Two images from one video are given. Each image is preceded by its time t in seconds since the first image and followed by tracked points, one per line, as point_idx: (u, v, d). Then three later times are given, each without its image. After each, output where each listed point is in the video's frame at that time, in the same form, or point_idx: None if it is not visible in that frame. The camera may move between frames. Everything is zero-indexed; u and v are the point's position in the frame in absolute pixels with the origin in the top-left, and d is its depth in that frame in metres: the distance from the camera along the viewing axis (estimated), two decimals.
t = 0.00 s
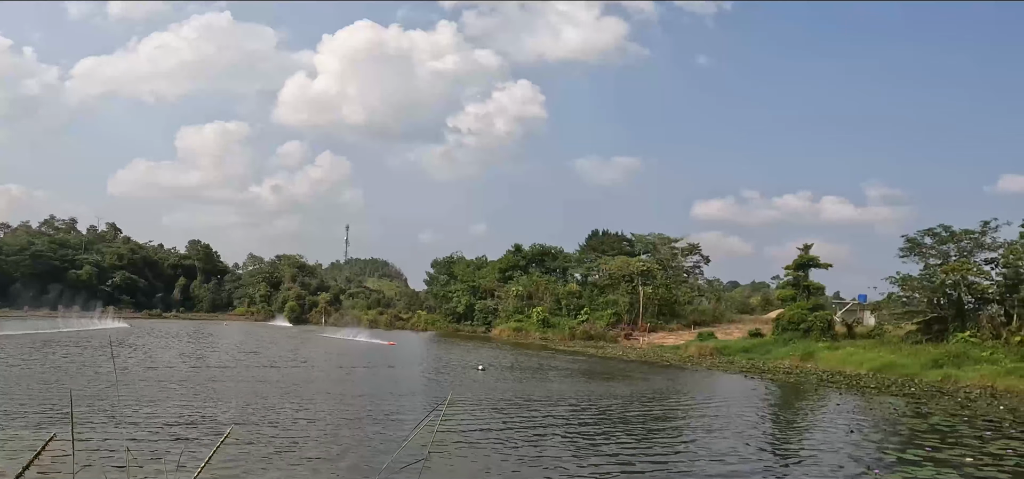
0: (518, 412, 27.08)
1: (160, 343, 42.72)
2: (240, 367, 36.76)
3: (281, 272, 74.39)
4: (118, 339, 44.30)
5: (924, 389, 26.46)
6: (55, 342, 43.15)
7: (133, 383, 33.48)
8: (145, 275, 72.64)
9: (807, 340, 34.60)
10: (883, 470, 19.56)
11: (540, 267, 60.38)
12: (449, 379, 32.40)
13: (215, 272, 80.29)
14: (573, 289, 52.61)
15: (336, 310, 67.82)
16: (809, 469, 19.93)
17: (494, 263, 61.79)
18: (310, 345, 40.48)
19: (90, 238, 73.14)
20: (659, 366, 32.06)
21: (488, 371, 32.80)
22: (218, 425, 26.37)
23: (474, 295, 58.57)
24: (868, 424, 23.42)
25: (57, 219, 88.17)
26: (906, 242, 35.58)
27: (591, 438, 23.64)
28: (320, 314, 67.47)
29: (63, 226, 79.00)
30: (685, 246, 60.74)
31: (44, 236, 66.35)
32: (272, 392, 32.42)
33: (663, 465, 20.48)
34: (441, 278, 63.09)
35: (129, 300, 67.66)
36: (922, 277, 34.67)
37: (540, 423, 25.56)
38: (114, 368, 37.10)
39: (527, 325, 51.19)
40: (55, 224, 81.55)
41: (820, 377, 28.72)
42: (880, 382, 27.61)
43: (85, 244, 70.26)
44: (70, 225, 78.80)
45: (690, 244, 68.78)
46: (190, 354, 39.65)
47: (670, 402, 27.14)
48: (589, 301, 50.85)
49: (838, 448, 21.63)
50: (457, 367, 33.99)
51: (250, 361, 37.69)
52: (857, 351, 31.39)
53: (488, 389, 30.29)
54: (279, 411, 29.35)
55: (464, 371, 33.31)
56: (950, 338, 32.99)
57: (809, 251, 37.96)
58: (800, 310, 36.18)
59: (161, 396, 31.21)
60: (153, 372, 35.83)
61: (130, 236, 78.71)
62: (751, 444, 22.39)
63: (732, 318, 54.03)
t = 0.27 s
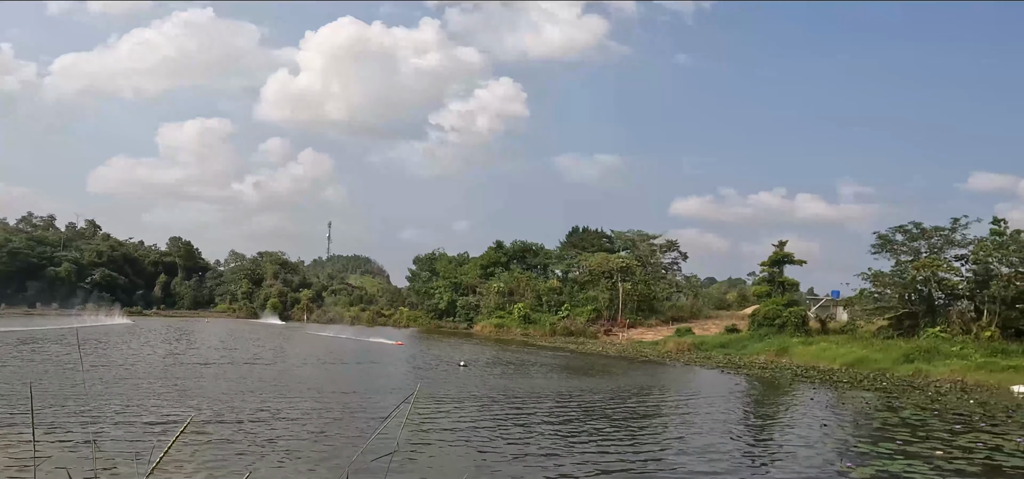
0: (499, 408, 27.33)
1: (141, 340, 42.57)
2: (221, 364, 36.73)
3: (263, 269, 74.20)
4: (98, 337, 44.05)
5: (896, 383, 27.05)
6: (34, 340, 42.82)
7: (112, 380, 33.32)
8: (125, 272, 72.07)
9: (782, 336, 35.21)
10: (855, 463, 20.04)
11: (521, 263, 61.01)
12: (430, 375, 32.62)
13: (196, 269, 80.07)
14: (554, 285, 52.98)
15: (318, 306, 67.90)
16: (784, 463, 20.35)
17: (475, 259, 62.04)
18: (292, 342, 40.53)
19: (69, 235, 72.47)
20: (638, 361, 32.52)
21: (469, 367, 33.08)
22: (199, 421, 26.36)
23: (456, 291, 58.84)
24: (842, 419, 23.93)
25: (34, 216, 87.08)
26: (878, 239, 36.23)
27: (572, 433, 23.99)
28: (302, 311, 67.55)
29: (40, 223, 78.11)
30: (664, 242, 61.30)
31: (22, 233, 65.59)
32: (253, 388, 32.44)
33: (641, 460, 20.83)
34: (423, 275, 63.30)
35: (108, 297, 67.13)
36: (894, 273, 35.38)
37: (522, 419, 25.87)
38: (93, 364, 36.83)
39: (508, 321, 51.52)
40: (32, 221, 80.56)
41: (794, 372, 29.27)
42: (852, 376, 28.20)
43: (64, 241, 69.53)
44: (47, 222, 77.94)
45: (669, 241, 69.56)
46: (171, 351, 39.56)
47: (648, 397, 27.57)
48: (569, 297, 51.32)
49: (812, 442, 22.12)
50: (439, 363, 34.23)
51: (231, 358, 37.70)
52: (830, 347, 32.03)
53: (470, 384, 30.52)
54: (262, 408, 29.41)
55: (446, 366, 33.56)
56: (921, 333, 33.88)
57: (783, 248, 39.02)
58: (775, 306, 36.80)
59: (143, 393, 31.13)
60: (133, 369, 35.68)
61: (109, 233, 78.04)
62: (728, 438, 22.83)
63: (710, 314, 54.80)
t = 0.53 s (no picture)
0: (489, 405, 27.48)
1: (130, 338, 42.51)
2: (211, 361, 36.76)
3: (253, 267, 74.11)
4: (86, 335, 43.96)
5: (881, 379, 27.39)
6: (22, 338, 42.68)
7: (102, 378, 33.27)
8: (114, 270, 71.81)
9: (768, 332, 35.58)
10: (839, 459, 20.29)
11: (512, 260, 61.73)
12: (420, 372, 32.76)
13: (186, 267, 79.88)
14: (544, 282, 53.21)
15: (308, 304, 67.90)
16: (770, 459, 20.60)
17: (465, 257, 62.19)
18: (282, 339, 40.60)
19: (58, 232, 72.13)
20: (626, 358, 32.78)
21: (459, 364, 33.22)
22: (189, 419, 26.38)
23: (446, 288, 58.98)
24: (827, 414, 24.22)
25: (21, 213, 86.54)
26: (863, 236, 36.59)
27: (560, 430, 24.18)
28: (292, 308, 67.57)
29: (28, 221, 77.68)
30: (652, 240, 61.63)
31: (10, 231, 65.25)
32: (243, 386, 32.51)
33: (629, 456, 21.03)
34: (414, 272, 63.41)
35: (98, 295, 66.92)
36: (879, 270, 35.77)
37: (511, 415, 26.03)
38: (82, 362, 36.76)
39: (498, 318, 51.70)
40: (20, 219, 80.02)
41: (780, 368, 29.58)
42: (837, 372, 28.51)
43: (52, 239, 69.20)
44: (36, 220, 77.55)
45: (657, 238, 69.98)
46: (161, 349, 39.54)
47: (636, 393, 27.81)
48: (559, 294, 51.59)
49: (798, 438, 22.39)
50: (429, 360, 34.36)
51: (221, 355, 37.74)
52: (816, 343, 32.39)
53: (460, 381, 30.67)
54: (252, 406, 29.45)
55: (436, 363, 33.70)
56: (906, 329, 34.33)
57: (770, 245, 39.53)
58: (762, 303, 37.17)
59: (133, 391, 31.12)
60: (123, 367, 35.66)
61: (98, 231, 77.74)
62: (715, 435, 23.08)
63: (698, 311, 55.22)
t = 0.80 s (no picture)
0: (484, 403, 27.54)
1: (124, 336, 42.43)
2: (206, 359, 36.73)
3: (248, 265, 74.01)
4: (80, 333, 43.84)
5: (873, 376, 27.55)
6: (15, 337, 42.55)
7: (96, 377, 33.20)
8: (109, 269, 71.63)
9: (762, 330, 35.74)
10: (832, 456, 20.43)
11: (507, 258, 61.80)
12: (415, 370, 32.81)
13: (181, 266, 79.74)
14: (539, 280, 53.28)
15: (304, 302, 67.86)
16: (764, 456, 20.70)
17: (460, 255, 62.23)
18: (277, 337, 40.60)
19: (51, 231, 71.89)
20: (620, 355, 32.90)
21: (454, 362, 33.28)
22: (183, 417, 26.36)
23: (441, 287, 59.01)
24: (820, 412, 24.34)
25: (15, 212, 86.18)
26: (855, 234, 36.78)
27: (555, 428, 24.26)
28: (287, 306, 67.53)
29: (22, 219, 77.40)
30: (647, 238, 61.77)
31: (3, 230, 65.01)
32: (238, 384, 32.51)
33: (624, 453, 21.11)
34: (409, 270, 63.45)
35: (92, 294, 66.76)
36: (871, 269, 35.96)
37: (507, 413, 26.11)
38: (77, 361, 36.68)
39: (493, 316, 51.75)
40: (13, 217, 79.71)
41: (774, 366, 29.73)
42: (830, 370, 28.67)
43: (46, 238, 68.96)
44: (29, 218, 77.27)
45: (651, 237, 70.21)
46: (156, 347, 39.50)
47: (631, 391, 27.91)
48: (554, 292, 51.71)
49: (791, 435, 22.53)
50: (424, 358, 34.42)
51: (216, 354, 37.71)
52: (809, 341, 32.55)
53: (455, 379, 30.70)
54: (247, 404, 29.45)
55: (431, 361, 33.76)
56: (898, 327, 34.53)
57: (763, 244, 39.73)
58: (756, 301, 37.33)
59: (128, 390, 31.08)
60: (118, 366, 35.60)
61: (92, 229, 77.52)
62: (709, 432, 23.19)
63: (692, 309, 55.42)
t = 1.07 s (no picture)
0: (479, 400, 27.61)
1: (120, 335, 42.40)
2: (201, 358, 36.74)
3: (244, 263, 73.95)
4: (75, 332, 43.79)
5: (867, 374, 27.71)
6: (11, 335, 42.49)
7: (91, 375, 33.20)
8: (104, 267, 71.52)
9: (757, 328, 35.90)
10: (826, 453, 20.55)
11: (503, 256, 61.87)
12: (411, 368, 32.86)
13: (177, 264, 79.64)
14: (535, 278, 53.37)
15: (300, 300, 67.85)
16: (758, 453, 20.82)
17: (457, 253, 62.28)
18: (273, 335, 40.62)
19: (46, 229, 71.74)
20: (616, 353, 33.01)
21: (450, 360, 33.33)
22: (178, 415, 26.38)
23: (437, 284, 59.07)
24: (814, 409, 24.48)
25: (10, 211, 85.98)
26: (850, 232, 36.95)
27: (551, 425, 24.35)
28: (283, 305, 67.52)
29: (17, 218, 77.24)
30: (643, 236, 61.88)
31: None
32: (234, 382, 32.54)
33: (620, 451, 21.18)
34: (405, 268, 63.50)
35: (88, 293, 66.65)
36: (865, 266, 36.10)
37: (503, 411, 26.19)
38: (73, 359, 36.66)
39: (489, 314, 51.81)
40: (8, 215, 79.53)
41: (768, 363, 29.86)
42: (825, 367, 28.81)
43: (41, 237, 68.83)
44: (24, 217, 77.12)
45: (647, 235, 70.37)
46: (151, 346, 39.47)
47: (627, 388, 28.01)
48: (550, 290, 51.83)
49: (786, 432, 22.65)
50: (420, 355, 34.47)
51: (212, 352, 37.73)
52: (804, 338, 32.70)
53: (451, 377, 30.77)
54: (243, 402, 29.48)
55: (427, 359, 33.82)
56: (892, 325, 34.72)
57: (758, 241, 39.86)
58: (750, 299, 37.48)
59: (123, 388, 31.07)
60: (114, 365, 35.58)
61: (87, 228, 77.37)
62: (704, 429, 23.30)
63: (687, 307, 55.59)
